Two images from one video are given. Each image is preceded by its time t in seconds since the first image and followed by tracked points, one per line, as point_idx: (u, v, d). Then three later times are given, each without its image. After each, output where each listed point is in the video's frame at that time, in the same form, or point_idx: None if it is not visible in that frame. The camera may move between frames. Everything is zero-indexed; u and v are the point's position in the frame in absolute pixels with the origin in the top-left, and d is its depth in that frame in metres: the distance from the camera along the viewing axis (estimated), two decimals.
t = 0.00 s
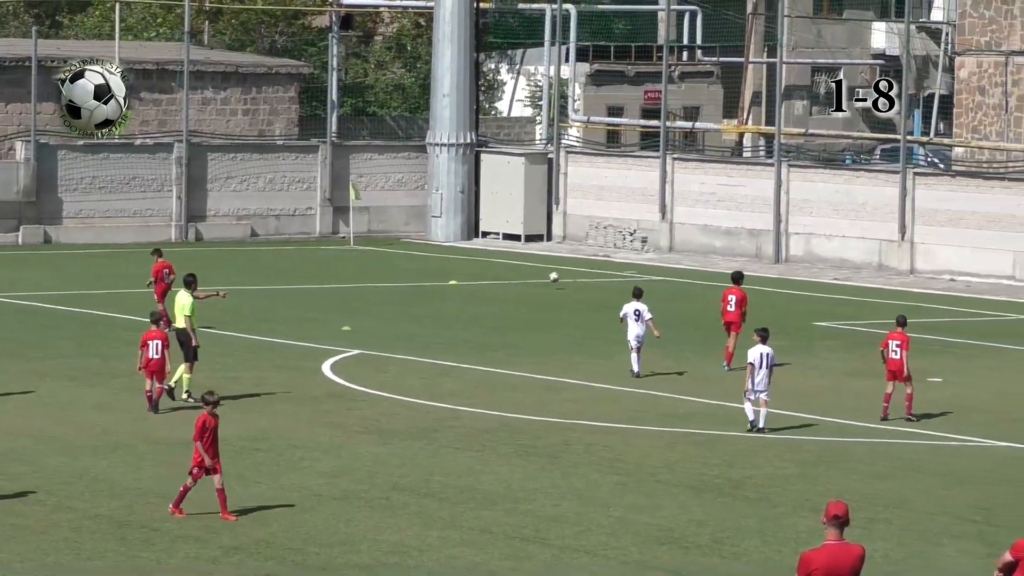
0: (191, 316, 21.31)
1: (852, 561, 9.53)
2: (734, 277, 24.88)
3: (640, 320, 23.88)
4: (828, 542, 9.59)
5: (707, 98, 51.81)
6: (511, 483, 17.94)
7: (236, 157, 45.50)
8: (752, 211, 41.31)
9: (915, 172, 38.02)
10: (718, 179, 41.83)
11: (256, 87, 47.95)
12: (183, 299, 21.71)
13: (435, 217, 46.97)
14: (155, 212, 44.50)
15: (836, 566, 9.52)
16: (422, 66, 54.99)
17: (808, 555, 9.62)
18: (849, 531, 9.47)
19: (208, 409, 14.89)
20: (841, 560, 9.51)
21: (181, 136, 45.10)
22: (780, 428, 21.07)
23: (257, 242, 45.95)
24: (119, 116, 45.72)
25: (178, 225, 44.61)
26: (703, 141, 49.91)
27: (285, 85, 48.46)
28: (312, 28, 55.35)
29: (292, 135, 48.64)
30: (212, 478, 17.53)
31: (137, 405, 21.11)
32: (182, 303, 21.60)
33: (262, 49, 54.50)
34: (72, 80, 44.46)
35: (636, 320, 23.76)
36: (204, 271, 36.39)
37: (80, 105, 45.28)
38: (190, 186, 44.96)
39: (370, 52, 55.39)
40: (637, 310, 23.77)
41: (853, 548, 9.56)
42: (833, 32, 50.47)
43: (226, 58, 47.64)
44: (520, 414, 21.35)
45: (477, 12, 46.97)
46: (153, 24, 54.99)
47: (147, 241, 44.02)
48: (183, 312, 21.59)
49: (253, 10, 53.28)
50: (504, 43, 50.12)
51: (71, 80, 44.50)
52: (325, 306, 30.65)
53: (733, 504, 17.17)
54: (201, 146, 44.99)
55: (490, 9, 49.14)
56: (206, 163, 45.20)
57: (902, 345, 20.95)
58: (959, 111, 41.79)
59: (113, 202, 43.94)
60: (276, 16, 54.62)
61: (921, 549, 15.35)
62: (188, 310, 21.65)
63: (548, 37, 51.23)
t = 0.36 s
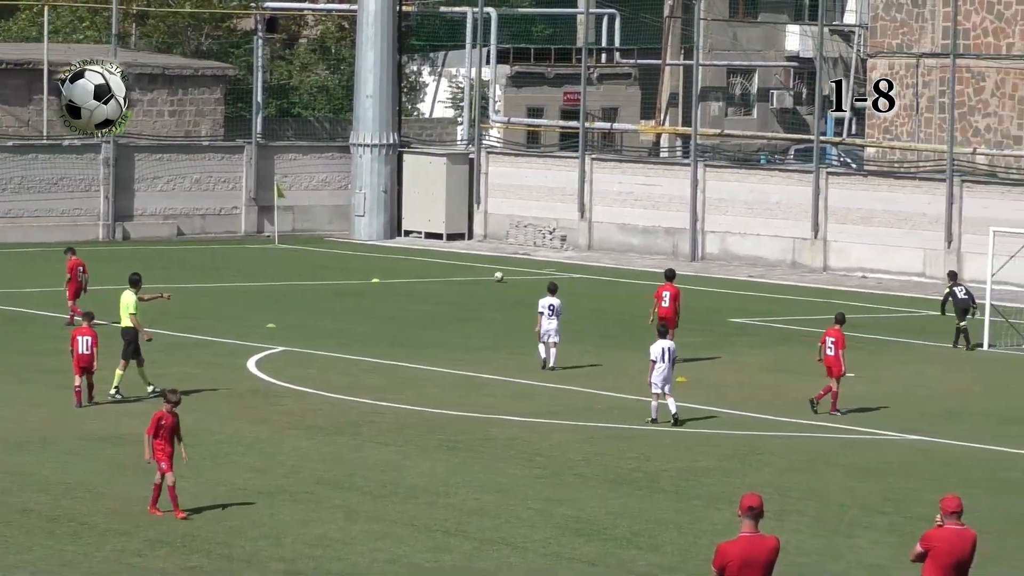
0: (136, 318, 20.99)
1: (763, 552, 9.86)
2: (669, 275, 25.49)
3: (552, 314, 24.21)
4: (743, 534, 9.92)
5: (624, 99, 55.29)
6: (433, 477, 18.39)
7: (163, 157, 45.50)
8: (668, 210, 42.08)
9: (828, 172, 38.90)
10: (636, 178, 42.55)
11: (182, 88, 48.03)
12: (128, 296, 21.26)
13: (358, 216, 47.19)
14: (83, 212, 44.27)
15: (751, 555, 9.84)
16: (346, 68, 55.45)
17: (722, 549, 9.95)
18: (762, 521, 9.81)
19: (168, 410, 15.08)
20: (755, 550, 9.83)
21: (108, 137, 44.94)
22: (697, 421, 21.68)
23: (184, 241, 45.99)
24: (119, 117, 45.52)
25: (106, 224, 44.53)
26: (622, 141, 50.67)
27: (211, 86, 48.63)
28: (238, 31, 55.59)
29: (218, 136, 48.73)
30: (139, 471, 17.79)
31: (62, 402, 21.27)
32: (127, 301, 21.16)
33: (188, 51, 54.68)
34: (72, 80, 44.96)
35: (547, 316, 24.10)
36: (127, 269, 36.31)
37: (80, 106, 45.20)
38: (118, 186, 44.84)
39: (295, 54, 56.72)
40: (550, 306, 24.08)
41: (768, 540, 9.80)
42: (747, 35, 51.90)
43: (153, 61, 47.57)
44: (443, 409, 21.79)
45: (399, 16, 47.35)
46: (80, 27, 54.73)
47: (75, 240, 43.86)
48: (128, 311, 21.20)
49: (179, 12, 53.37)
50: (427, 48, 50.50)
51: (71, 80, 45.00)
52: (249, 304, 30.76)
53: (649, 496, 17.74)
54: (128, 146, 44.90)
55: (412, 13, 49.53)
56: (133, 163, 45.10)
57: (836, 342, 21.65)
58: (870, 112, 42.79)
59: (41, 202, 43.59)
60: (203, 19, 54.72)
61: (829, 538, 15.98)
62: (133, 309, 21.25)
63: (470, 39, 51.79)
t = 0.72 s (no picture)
0: (89, 317, 21.11)
1: (684, 544, 10.13)
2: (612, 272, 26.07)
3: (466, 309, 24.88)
4: (664, 526, 10.20)
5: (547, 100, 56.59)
6: (361, 471, 18.77)
7: (93, 158, 45.46)
8: (590, 209, 42.71)
9: (746, 171, 39.72)
10: (558, 178, 43.14)
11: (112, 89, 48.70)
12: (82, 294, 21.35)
13: (286, 215, 47.32)
14: (15, 212, 44.02)
15: (673, 545, 10.12)
16: (273, 70, 56.55)
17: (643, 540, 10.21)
18: (683, 513, 10.10)
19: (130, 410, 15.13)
20: (677, 542, 10.10)
21: (38, 137, 44.79)
22: (619, 416, 22.21)
23: (114, 240, 45.98)
24: (118, 116, 48.19)
25: (37, 223, 44.38)
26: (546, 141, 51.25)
27: (142, 87, 49.46)
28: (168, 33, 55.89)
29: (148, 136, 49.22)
30: (70, 465, 18.05)
31: None
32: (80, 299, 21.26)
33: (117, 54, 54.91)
34: (72, 80, 46.99)
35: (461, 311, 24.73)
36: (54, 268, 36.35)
37: (80, 105, 47.67)
38: (49, 186, 44.73)
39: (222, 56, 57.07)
40: (464, 301, 24.73)
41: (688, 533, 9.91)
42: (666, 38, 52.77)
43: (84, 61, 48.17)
44: (371, 405, 22.17)
45: (325, 18, 47.58)
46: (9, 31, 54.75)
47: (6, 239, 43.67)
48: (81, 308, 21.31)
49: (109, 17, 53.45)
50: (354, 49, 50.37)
51: (71, 80, 47.00)
52: (178, 301, 30.93)
53: (571, 488, 18.25)
54: (59, 146, 44.82)
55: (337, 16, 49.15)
56: (63, 164, 45.04)
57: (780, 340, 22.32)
58: (787, 113, 43.68)
59: None
60: (133, 21, 55.03)
61: (743, 526, 16.56)
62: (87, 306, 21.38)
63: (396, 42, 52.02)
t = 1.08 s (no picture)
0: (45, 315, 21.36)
1: (612, 535, 10.27)
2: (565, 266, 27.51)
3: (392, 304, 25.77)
4: (593, 516, 10.32)
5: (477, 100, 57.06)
6: (295, 464, 19.19)
7: (30, 158, 45.47)
8: (519, 207, 43.30)
9: (671, 170, 40.42)
10: (488, 178, 43.67)
11: (49, 91, 50.04)
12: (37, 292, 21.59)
13: (220, 214, 47.54)
14: None
15: (600, 535, 10.25)
16: (207, 71, 57.26)
17: (572, 530, 10.34)
18: (610, 505, 10.22)
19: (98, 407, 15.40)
20: (606, 532, 10.23)
21: None
22: (546, 410, 22.79)
23: (52, 239, 45.91)
24: (119, 116, 48.40)
25: None
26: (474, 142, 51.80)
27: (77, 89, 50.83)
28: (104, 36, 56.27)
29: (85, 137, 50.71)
30: (7, 459, 18.36)
31: None
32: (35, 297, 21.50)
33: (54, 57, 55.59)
34: (72, 80, 47.80)
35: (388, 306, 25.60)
36: None
37: (79, 105, 48.26)
38: None
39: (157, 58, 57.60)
40: (389, 296, 25.61)
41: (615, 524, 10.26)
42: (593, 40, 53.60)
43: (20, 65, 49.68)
44: (305, 399, 22.59)
45: (258, 21, 48.06)
46: None
47: None
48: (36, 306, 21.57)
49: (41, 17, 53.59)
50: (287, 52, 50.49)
51: (71, 80, 47.83)
52: (112, 298, 31.18)
53: (500, 480, 18.79)
54: None
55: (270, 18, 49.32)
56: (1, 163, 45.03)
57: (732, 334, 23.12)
58: (711, 113, 44.58)
59: None
60: (68, 23, 55.47)
61: (666, 516, 17.17)
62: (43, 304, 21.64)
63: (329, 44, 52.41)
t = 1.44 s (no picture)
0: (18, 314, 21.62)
1: (552, 528, 10.65)
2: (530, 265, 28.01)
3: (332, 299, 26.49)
4: (534, 509, 10.72)
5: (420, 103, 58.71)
6: (242, 459, 19.61)
7: None
8: (461, 207, 43.82)
9: (610, 170, 41.08)
10: (431, 178, 44.14)
11: None
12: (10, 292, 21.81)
13: (167, 213, 47.70)
14: None
15: (539, 529, 10.64)
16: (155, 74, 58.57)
17: (513, 522, 10.73)
18: (552, 499, 10.61)
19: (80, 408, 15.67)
20: (545, 525, 10.63)
21: None
22: (488, 406, 23.29)
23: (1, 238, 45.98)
24: (118, 116, 48.85)
25: None
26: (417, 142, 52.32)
27: (26, 91, 49.99)
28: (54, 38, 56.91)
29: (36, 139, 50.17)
30: None
31: None
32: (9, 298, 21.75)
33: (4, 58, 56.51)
34: (73, 80, 47.28)
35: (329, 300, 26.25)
36: None
37: (80, 106, 47.85)
38: None
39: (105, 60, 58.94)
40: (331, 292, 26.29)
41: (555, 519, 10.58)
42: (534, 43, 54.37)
43: None
44: (252, 395, 22.99)
45: (205, 23, 48.35)
46: None
47: None
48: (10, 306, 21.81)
49: None
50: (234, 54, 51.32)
51: (71, 80, 47.32)
52: (59, 296, 31.43)
53: (443, 473, 19.31)
54: None
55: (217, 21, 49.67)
56: None
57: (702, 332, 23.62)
58: (649, 115, 45.44)
59: None
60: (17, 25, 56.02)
61: (602, 506, 17.75)
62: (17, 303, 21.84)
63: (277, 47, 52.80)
